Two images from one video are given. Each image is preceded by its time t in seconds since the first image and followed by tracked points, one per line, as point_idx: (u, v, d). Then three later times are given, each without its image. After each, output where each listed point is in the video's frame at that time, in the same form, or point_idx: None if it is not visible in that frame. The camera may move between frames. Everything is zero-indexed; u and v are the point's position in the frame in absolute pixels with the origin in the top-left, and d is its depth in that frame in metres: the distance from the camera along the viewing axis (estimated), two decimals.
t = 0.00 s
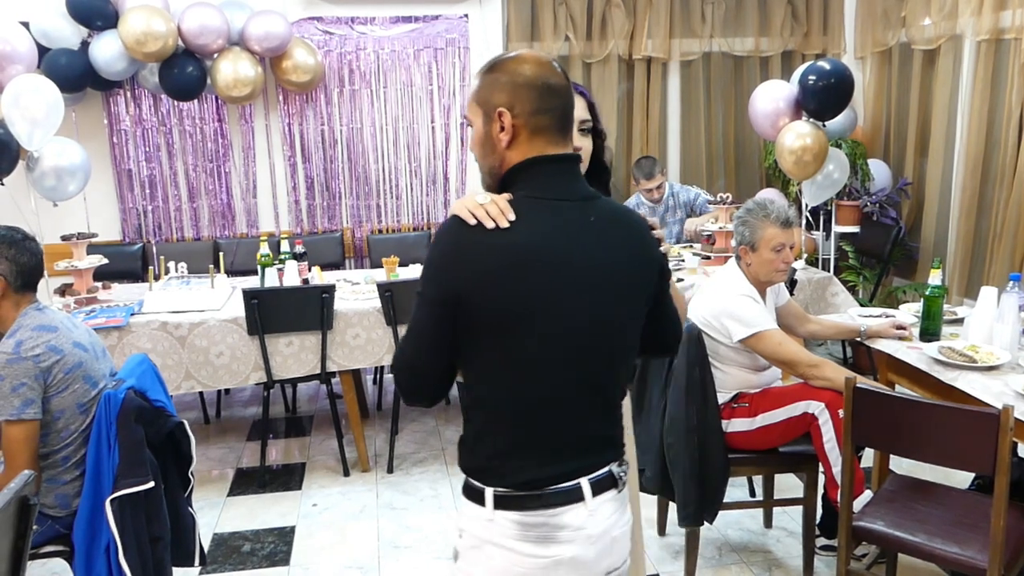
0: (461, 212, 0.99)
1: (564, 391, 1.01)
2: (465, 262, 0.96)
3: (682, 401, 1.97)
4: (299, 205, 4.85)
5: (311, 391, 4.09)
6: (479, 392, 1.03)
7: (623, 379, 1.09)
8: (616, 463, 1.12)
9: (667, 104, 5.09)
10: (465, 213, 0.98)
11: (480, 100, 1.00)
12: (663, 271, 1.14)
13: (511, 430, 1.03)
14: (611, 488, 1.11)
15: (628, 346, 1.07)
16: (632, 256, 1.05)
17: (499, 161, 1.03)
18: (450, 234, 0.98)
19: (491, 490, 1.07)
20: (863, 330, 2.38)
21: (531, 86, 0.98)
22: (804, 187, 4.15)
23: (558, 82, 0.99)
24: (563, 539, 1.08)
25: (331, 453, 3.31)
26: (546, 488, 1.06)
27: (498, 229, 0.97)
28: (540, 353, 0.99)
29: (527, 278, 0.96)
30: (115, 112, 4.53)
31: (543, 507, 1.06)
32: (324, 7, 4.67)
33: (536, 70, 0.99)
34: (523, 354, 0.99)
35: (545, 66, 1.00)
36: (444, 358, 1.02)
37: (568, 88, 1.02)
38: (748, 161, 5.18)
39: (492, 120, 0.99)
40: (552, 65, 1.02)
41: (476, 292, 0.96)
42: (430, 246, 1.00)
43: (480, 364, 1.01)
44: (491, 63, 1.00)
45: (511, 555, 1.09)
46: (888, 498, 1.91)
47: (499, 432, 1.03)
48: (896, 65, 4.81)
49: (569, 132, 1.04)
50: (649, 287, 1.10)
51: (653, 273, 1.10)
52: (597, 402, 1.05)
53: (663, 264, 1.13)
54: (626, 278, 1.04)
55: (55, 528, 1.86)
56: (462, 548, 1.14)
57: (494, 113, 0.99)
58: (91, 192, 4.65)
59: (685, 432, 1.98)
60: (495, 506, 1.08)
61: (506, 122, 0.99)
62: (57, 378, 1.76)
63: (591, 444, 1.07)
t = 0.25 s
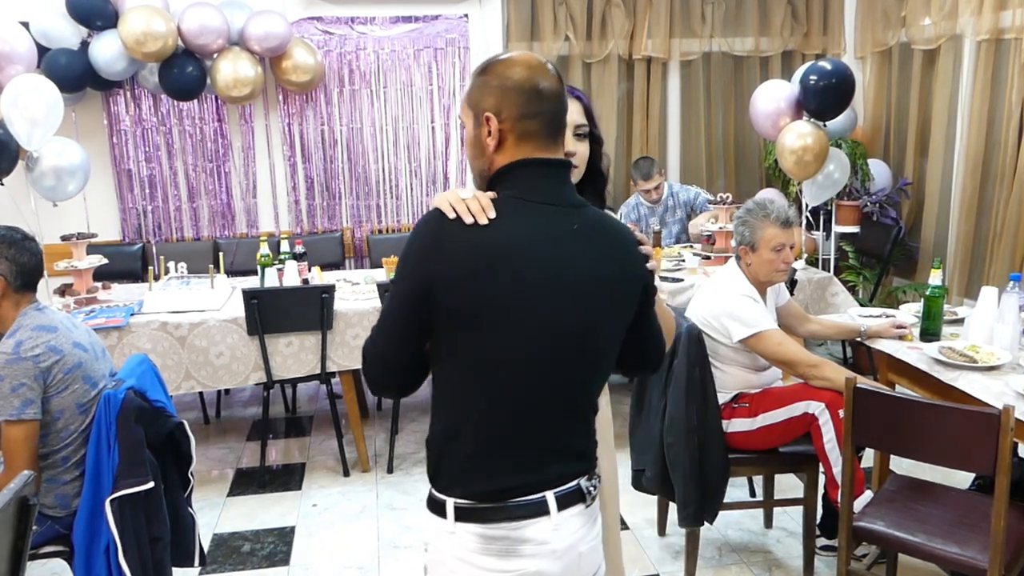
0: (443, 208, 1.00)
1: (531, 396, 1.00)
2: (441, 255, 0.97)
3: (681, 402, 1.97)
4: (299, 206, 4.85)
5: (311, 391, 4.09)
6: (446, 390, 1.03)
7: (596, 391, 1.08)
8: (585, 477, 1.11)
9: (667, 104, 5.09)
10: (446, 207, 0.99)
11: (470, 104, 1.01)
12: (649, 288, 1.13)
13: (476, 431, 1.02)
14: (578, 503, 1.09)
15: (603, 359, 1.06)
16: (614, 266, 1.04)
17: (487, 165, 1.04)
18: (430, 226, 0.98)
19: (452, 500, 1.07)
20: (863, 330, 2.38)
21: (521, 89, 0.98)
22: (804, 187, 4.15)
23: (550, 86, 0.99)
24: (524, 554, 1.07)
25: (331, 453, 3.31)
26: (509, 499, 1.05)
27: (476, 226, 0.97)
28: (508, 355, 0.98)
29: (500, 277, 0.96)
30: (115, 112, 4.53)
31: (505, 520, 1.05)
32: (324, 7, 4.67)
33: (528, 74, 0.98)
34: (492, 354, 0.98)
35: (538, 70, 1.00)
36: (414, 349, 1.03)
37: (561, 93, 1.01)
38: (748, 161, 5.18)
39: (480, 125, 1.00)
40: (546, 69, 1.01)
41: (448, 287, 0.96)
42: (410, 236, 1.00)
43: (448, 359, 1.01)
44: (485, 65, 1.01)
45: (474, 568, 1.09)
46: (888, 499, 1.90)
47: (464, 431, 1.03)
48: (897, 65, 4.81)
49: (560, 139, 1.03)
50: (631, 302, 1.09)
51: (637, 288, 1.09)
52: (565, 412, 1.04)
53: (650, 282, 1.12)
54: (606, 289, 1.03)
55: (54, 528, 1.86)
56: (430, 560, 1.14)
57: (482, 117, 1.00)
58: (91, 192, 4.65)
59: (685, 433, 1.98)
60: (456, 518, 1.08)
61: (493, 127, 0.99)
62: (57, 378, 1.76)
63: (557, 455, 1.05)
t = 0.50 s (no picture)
0: (438, 206, 1.00)
1: (516, 402, 1.00)
2: (432, 255, 0.96)
3: (681, 402, 1.96)
4: (299, 205, 4.85)
5: (310, 391, 4.09)
6: (432, 390, 1.03)
7: (583, 401, 1.07)
8: (572, 489, 1.10)
9: (667, 104, 5.09)
10: (440, 206, 0.99)
11: (478, 101, 1.01)
12: (644, 300, 1.12)
13: (461, 434, 1.02)
14: (564, 516, 1.09)
15: (592, 369, 1.05)
16: (608, 276, 1.03)
17: (486, 164, 1.04)
18: (423, 224, 0.98)
19: (435, 507, 1.08)
20: (863, 330, 2.38)
21: (528, 90, 0.97)
22: (805, 187, 4.14)
23: (556, 93, 0.99)
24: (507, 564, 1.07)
25: (330, 453, 3.31)
26: (493, 508, 1.05)
27: (470, 228, 0.97)
28: (495, 360, 0.98)
29: (490, 281, 0.96)
30: (114, 112, 4.53)
31: (488, 529, 1.05)
32: (323, 7, 4.67)
33: (538, 75, 0.98)
34: (478, 358, 0.98)
35: (547, 74, 0.99)
36: (402, 346, 1.03)
37: (569, 100, 1.01)
38: (748, 161, 5.17)
39: (484, 122, 1.00)
40: (557, 74, 1.02)
41: (437, 287, 0.96)
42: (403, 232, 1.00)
43: (435, 360, 1.01)
44: (494, 65, 1.01)
45: None
46: (888, 499, 1.90)
47: (449, 433, 1.02)
48: (896, 65, 4.80)
49: (562, 145, 1.03)
50: (624, 314, 1.09)
51: (630, 301, 1.08)
52: (551, 420, 1.03)
53: (644, 295, 1.11)
54: (599, 300, 1.02)
55: (53, 528, 1.86)
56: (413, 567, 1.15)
57: (485, 115, 1.00)
58: (90, 192, 4.64)
59: (685, 433, 1.98)
60: (439, 527, 1.08)
61: (495, 126, 1.00)
62: (55, 377, 1.76)
63: (542, 462, 1.05)
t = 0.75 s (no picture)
0: (449, 205, 1.00)
1: (530, 400, 1.00)
2: (444, 253, 0.97)
3: (680, 402, 1.96)
4: (297, 205, 4.84)
5: (309, 391, 4.09)
6: (445, 388, 1.03)
7: (597, 399, 1.07)
8: (586, 484, 1.10)
9: (666, 104, 5.09)
10: (452, 205, 1.00)
11: (486, 99, 1.01)
12: (658, 297, 1.11)
13: (474, 431, 1.02)
14: (578, 510, 1.09)
15: (605, 367, 1.05)
16: (621, 272, 1.03)
17: (497, 164, 1.04)
18: (436, 223, 0.99)
19: (450, 500, 1.07)
20: (862, 330, 2.37)
21: (535, 88, 0.97)
22: (804, 187, 4.14)
23: (564, 90, 0.98)
24: (521, 558, 1.07)
25: (329, 453, 3.30)
26: (506, 502, 1.05)
27: (481, 226, 0.97)
28: (507, 357, 0.98)
29: (502, 279, 0.96)
30: (113, 112, 4.53)
31: (502, 523, 1.05)
32: (322, 6, 4.67)
33: (546, 72, 0.98)
34: (490, 356, 0.98)
35: (556, 70, 0.99)
36: (415, 344, 1.03)
37: (578, 97, 1.01)
38: (747, 161, 5.17)
39: (493, 122, 1.01)
40: (567, 70, 1.01)
41: (449, 286, 0.97)
42: (416, 232, 1.01)
43: (448, 359, 1.01)
44: (503, 63, 1.00)
45: (472, 569, 1.09)
46: (886, 499, 1.90)
47: (462, 431, 1.03)
48: (895, 64, 4.80)
49: (573, 141, 1.03)
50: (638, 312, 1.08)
51: (644, 298, 1.08)
52: (564, 418, 1.02)
53: (659, 291, 1.11)
54: (612, 297, 1.02)
55: (50, 529, 1.85)
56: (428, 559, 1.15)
57: (493, 114, 1.00)
58: (88, 192, 4.64)
59: (683, 433, 1.97)
60: (454, 519, 1.08)
61: (502, 126, 1.00)
62: (52, 377, 1.75)
63: (554, 459, 1.04)
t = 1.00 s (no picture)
0: (462, 207, 1.01)
1: (553, 395, 1.00)
2: (459, 255, 0.98)
3: (679, 401, 1.95)
4: (297, 205, 4.83)
5: (308, 391, 4.08)
6: (471, 387, 1.04)
7: (624, 389, 1.06)
8: (614, 474, 1.10)
9: (665, 103, 5.09)
10: (466, 208, 1.00)
11: (492, 98, 1.01)
12: (680, 280, 1.10)
13: (500, 428, 1.03)
14: (607, 500, 1.09)
15: (629, 357, 1.04)
16: (639, 261, 1.02)
17: (508, 162, 1.04)
18: (449, 226, 0.99)
19: (481, 489, 1.08)
20: (860, 329, 2.37)
21: (539, 83, 0.97)
22: (804, 187, 4.14)
23: (567, 83, 0.97)
24: (550, 546, 1.08)
25: (328, 453, 3.30)
26: (534, 493, 1.05)
27: (494, 226, 0.97)
28: (527, 354, 0.98)
29: (517, 277, 0.96)
30: (112, 112, 4.53)
31: (530, 512, 1.06)
32: (322, 6, 4.67)
33: (549, 66, 0.97)
34: (510, 355, 0.99)
35: (560, 64, 0.98)
36: (440, 346, 1.05)
37: (582, 88, 1.00)
38: (745, 161, 5.17)
39: (500, 120, 1.01)
40: (571, 63, 1.00)
41: (467, 288, 0.97)
42: (433, 236, 1.02)
43: (472, 358, 1.02)
44: (506, 62, 1.01)
45: (500, 556, 1.10)
46: (885, 498, 1.90)
47: (489, 429, 1.04)
48: (894, 64, 4.80)
49: (581, 132, 1.02)
50: (660, 298, 1.07)
51: (665, 283, 1.06)
52: (590, 411, 1.03)
53: (680, 275, 1.09)
54: (631, 287, 1.01)
55: (48, 528, 1.85)
56: (458, 545, 1.16)
57: (500, 113, 1.00)
58: (87, 192, 4.64)
59: (682, 433, 1.97)
60: (484, 506, 1.08)
61: (509, 124, 1.00)
62: (49, 377, 1.75)
63: (582, 451, 1.05)
